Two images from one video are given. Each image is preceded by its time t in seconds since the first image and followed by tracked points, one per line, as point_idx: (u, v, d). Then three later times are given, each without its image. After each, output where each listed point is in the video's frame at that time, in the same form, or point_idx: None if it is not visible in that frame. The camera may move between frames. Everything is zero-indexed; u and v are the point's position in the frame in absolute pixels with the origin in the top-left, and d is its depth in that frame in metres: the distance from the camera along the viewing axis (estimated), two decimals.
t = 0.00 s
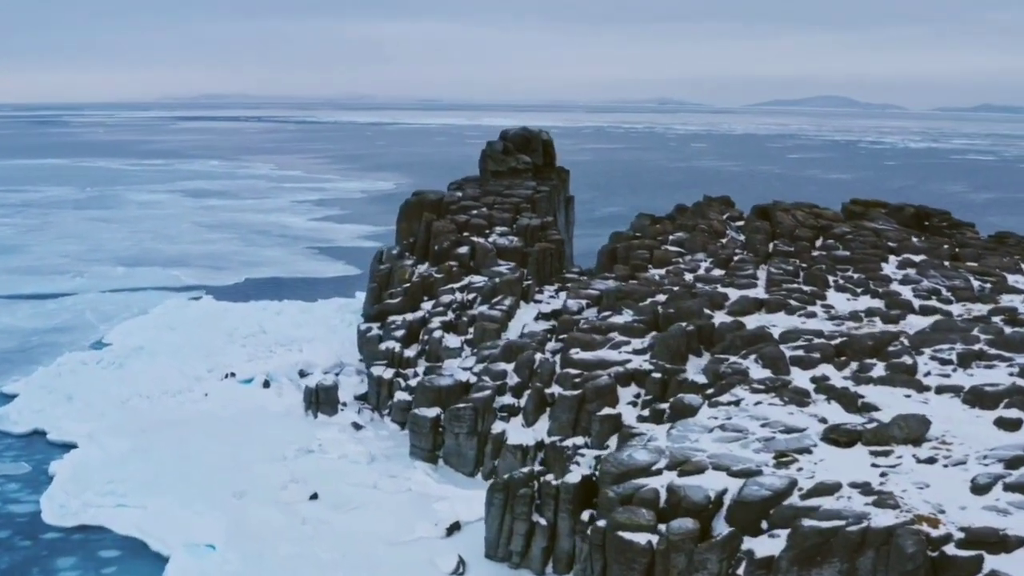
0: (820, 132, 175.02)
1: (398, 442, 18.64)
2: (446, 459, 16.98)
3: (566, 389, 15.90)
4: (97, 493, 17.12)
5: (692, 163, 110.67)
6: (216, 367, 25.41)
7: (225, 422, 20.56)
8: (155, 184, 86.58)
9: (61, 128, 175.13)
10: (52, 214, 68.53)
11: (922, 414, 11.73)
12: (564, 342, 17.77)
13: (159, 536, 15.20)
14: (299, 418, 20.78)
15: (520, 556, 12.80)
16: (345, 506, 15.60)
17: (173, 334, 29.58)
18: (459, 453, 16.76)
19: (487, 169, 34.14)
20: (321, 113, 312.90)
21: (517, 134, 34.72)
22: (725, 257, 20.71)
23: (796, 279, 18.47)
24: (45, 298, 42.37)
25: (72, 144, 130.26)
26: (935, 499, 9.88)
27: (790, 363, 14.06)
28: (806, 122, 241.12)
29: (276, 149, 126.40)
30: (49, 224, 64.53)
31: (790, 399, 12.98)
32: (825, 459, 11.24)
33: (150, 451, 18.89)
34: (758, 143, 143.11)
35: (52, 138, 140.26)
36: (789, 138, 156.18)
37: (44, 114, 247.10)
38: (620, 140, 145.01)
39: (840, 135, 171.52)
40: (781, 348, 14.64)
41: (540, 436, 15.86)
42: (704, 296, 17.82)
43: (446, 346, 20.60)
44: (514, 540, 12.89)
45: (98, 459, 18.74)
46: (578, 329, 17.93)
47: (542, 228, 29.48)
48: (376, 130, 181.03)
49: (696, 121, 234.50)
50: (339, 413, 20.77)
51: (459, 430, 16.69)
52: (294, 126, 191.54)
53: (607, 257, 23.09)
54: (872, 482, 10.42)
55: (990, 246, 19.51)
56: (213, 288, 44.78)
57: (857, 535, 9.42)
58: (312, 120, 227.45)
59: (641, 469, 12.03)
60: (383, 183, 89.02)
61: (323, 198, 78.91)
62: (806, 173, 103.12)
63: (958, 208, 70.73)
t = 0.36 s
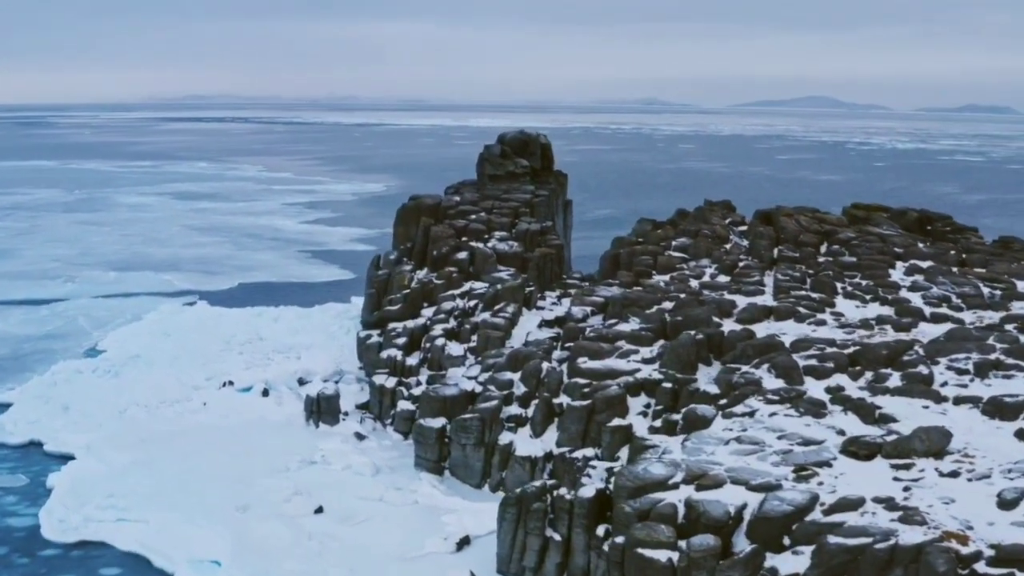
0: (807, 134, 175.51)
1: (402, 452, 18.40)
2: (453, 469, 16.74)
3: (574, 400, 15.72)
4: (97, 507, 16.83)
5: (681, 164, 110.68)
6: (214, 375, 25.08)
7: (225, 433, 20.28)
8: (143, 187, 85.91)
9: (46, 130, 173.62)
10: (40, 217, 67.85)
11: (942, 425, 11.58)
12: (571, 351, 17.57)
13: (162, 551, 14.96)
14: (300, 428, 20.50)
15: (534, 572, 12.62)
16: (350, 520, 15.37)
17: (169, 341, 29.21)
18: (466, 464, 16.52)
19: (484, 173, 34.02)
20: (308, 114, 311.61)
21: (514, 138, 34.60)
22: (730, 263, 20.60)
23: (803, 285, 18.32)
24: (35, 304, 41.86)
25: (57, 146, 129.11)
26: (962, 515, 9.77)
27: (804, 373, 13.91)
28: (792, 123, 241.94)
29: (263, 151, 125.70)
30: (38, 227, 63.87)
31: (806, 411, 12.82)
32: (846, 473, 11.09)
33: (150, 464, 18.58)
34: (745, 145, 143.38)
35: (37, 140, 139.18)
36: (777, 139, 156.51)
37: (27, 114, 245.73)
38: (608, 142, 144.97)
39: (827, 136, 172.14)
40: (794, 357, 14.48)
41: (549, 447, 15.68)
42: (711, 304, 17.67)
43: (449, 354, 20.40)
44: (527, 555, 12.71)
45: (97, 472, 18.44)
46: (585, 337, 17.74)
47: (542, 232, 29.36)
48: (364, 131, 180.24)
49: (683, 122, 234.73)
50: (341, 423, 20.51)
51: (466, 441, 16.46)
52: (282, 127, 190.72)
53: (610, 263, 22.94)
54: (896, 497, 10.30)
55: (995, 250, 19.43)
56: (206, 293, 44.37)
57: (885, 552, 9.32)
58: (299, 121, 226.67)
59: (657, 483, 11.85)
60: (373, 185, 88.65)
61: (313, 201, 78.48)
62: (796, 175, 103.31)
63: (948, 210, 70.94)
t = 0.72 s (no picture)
0: (786, 135, 176.47)
1: (398, 463, 18.08)
2: (452, 482, 16.43)
3: (576, 411, 15.49)
4: (89, 523, 16.41)
5: (662, 166, 110.87)
6: (203, 384, 24.63)
7: (216, 444, 19.86)
8: (122, 189, 84.98)
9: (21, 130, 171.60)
10: (19, 221, 66.90)
11: (956, 437, 11.43)
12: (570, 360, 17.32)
13: (156, 569, 14.58)
14: (293, 439, 20.11)
15: None
16: (349, 535, 15.05)
17: (156, 349, 28.66)
18: (466, 477, 16.22)
19: (473, 177, 33.76)
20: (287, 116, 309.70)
21: (504, 141, 34.35)
22: (727, 269, 20.44)
23: (803, 292, 18.16)
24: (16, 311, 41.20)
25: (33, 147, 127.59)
26: (984, 530, 9.63)
27: (810, 383, 13.73)
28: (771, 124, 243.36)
29: (243, 152, 124.80)
30: (16, 231, 62.95)
31: (815, 422, 12.63)
32: (861, 487, 10.92)
33: (141, 478, 18.16)
34: (725, 146, 143.89)
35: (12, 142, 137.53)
36: (756, 140, 157.03)
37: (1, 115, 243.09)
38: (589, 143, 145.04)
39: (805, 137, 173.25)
40: (799, 366, 14.30)
41: (551, 459, 15.42)
42: (712, 312, 17.48)
43: (445, 362, 20.11)
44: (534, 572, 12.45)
45: (87, 486, 17.99)
46: (584, 346, 17.50)
47: (534, 237, 29.14)
48: (344, 132, 179.29)
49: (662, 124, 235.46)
50: (334, 434, 20.17)
51: (466, 453, 16.16)
52: (261, 128, 189.44)
53: (605, 269, 22.71)
54: (915, 512, 10.15)
55: (993, 255, 19.35)
56: (189, 299, 43.76)
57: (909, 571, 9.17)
58: (278, 122, 225.27)
59: (667, 497, 11.64)
60: (355, 188, 88.09)
61: (295, 204, 77.89)
62: (777, 176, 103.72)
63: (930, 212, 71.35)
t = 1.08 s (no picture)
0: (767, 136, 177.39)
1: (393, 472, 17.83)
2: (449, 491, 16.18)
3: (576, 418, 15.32)
4: (80, 536, 16.07)
5: (646, 167, 111.00)
6: (193, 390, 24.27)
7: (208, 453, 19.52)
8: (104, 191, 84.18)
9: None
10: None
11: (965, 445, 11.32)
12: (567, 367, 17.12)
13: None
14: (285, 447, 19.81)
15: None
16: (347, 547, 14.80)
17: (144, 355, 28.23)
18: (463, 486, 15.98)
19: (463, 179, 33.56)
20: (265, 116, 307.95)
21: (494, 144, 34.17)
22: (723, 274, 20.32)
23: (801, 297, 18.05)
24: None
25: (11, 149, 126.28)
26: (999, 543, 9.55)
27: (813, 390, 13.58)
28: (752, 125, 244.63)
29: (225, 154, 124.06)
30: None
31: (820, 430, 12.49)
32: (870, 497, 10.79)
33: (132, 488, 17.82)
34: (708, 146, 144.36)
35: None
36: (738, 141, 157.57)
37: None
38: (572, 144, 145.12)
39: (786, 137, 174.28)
40: (802, 373, 14.15)
41: (550, 467, 15.22)
42: (710, 317, 17.32)
43: (439, 368, 19.86)
44: None
45: (77, 497, 17.63)
46: (581, 351, 17.32)
47: (525, 241, 28.96)
48: (325, 133, 178.44)
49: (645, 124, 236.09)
50: (327, 442, 19.87)
51: (464, 462, 15.88)
52: (242, 129, 188.48)
53: (599, 273, 22.56)
54: (927, 523, 10.05)
55: (989, 258, 19.32)
56: (175, 303, 43.31)
57: None
58: (260, 123, 224.14)
59: (674, 508, 11.44)
60: (338, 189, 87.63)
61: (279, 206, 77.39)
62: (760, 177, 104.07)
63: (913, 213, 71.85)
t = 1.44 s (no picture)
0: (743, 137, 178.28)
1: (387, 484, 17.49)
2: (445, 504, 15.83)
3: (576, 429, 15.06)
4: (67, 553, 15.61)
5: (626, 168, 111.04)
6: (178, 400, 23.79)
7: (196, 465, 19.07)
8: (80, 194, 83.05)
9: None
10: None
11: (978, 457, 11.17)
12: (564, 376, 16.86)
13: None
14: (275, 458, 19.40)
15: None
16: (344, 562, 14.47)
17: (127, 363, 27.69)
18: (460, 498, 15.64)
19: (450, 183, 33.25)
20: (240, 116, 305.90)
21: (481, 147, 33.91)
22: (717, 279, 20.13)
23: (798, 302, 17.87)
24: None
25: None
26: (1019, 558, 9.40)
27: (818, 400, 13.39)
28: (729, 125, 245.65)
29: (202, 156, 122.85)
30: None
31: (828, 441, 12.29)
32: (884, 511, 10.61)
33: (120, 502, 17.38)
34: (686, 147, 144.70)
35: None
36: (715, 141, 158.14)
37: None
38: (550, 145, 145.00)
39: (762, 137, 175.22)
40: (805, 381, 13.96)
41: (549, 479, 14.95)
42: (708, 325, 17.11)
43: (431, 378, 19.55)
44: None
45: (63, 513, 17.15)
46: (578, 360, 17.06)
47: (514, 245, 28.71)
48: (301, 134, 177.27)
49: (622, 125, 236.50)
50: (318, 453, 19.50)
51: (461, 474, 15.55)
52: (218, 131, 186.91)
53: (591, 279, 22.31)
54: (945, 538, 9.89)
55: (984, 262, 19.26)
56: (156, 309, 42.67)
57: None
58: (235, 124, 222.58)
59: (683, 523, 11.18)
60: (317, 191, 86.99)
61: (258, 209, 76.63)
62: (739, 178, 104.40)
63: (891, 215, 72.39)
